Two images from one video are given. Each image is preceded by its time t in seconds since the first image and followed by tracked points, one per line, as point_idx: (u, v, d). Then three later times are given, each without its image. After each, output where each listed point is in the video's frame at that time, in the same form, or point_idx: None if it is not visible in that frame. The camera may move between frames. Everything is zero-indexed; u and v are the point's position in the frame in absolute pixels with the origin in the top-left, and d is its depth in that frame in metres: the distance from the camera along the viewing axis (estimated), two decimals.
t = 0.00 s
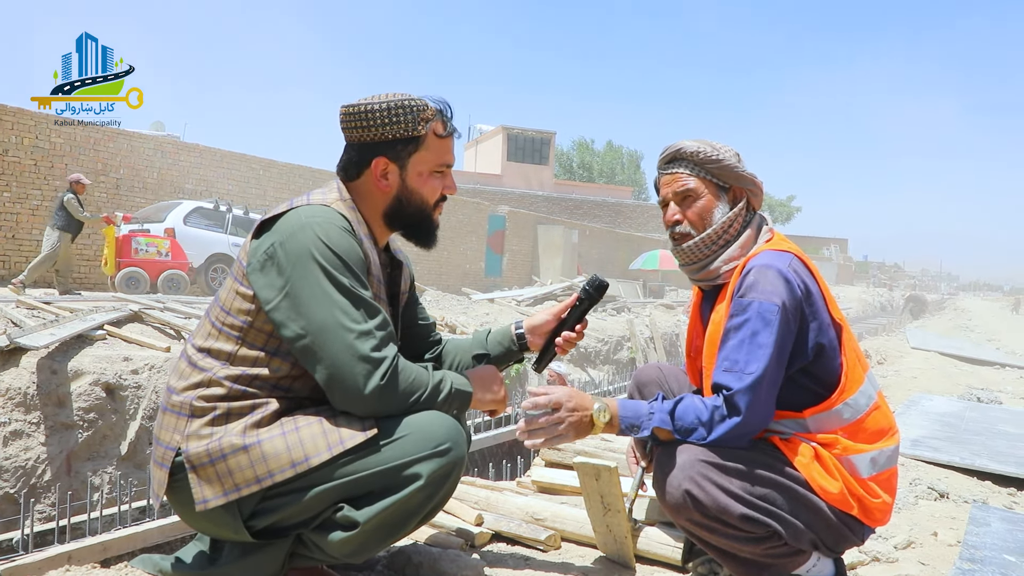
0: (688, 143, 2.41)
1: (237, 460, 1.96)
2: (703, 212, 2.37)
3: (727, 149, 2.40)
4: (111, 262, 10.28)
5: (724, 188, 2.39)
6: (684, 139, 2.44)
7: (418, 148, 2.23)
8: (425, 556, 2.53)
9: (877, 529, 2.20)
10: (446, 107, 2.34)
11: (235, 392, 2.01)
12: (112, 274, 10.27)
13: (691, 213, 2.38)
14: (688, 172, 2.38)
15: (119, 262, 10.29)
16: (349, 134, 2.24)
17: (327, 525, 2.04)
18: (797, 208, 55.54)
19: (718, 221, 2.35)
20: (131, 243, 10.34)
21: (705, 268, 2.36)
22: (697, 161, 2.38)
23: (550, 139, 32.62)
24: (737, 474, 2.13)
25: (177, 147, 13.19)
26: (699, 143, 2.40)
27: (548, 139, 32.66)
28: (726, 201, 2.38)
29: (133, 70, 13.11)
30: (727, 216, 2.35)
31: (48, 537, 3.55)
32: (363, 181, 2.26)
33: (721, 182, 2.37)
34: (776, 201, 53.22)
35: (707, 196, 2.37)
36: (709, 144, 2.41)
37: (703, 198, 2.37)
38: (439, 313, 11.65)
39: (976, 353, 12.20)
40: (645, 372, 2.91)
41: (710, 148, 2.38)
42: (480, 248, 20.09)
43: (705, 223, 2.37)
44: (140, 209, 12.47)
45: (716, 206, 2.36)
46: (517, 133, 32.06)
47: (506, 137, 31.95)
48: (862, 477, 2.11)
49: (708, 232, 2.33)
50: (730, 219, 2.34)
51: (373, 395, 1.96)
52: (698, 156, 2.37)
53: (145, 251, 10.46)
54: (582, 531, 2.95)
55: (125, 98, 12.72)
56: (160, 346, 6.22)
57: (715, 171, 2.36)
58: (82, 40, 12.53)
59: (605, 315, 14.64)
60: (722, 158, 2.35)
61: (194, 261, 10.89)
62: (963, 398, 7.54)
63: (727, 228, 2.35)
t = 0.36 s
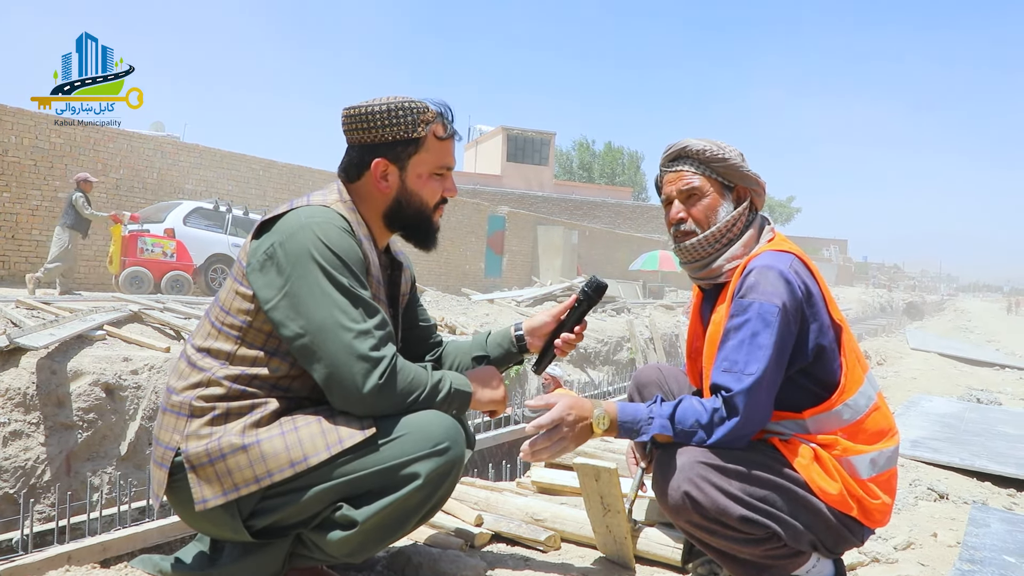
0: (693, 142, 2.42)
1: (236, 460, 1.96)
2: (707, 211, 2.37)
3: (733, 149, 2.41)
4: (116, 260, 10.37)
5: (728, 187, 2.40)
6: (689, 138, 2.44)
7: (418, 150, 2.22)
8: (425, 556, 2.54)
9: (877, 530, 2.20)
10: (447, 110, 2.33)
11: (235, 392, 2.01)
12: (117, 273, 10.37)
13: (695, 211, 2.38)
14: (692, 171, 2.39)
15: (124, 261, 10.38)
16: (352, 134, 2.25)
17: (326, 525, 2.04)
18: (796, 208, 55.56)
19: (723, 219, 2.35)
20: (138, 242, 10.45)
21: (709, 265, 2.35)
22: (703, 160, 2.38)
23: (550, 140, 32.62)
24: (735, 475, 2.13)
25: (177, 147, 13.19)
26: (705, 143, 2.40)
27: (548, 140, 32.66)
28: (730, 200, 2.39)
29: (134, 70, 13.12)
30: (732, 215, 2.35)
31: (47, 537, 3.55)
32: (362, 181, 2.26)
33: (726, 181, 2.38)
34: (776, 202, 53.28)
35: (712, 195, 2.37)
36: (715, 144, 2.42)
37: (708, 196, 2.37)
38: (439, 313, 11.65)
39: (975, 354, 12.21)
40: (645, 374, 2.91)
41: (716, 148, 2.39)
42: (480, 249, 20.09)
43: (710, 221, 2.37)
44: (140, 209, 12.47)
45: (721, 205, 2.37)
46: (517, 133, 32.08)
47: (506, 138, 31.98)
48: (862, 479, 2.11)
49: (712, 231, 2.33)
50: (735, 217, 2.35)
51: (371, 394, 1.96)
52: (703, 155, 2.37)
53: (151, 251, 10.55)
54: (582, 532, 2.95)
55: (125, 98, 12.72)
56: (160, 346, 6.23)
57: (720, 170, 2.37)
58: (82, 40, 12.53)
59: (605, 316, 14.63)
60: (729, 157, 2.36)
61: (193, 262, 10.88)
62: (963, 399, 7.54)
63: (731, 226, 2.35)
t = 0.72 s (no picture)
0: (687, 146, 2.39)
1: (236, 460, 1.96)
2: (698, 217, 2.36)
3: (727, 152, 2.36)
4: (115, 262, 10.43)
5: (720, 194, 2.35)
6: (685, 140, 2.41)
7: (414, 152, 2.22)
8: (425, 557, 2.55)
9: (877, 530, 2.20)
10: (443, 110, 2.32)
11: (235, 392, 2.01)
12: (115, 274, 10.44)
13: (686, 217, 2.37)
14: (685, 175, 2.36)
15: (123, 262, 10.42)
16: (349, 137, 2.25)
17: (326, 524, 2.04)
18: (797, 209, 55.43)
19: (711, 226, 2.34)
20: (134, 243, 10.47)
21: (698, 271, 2.38)
22: (694, 165, 2.34)
23: (550, 140, 32.61)
24: (736, 475, 2.13)
25: (176, 147, 13.19)
26: (698, 147, 2.36)
27: (548, 140, 32.66)
28: (721, 208, 2.34)
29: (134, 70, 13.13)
30: (720, 223, 2.33)
31: (47, 538, 3.54)
32: (359, 184, 2.27)
33: (717, 188, 2.33)
34: (776, 203, 53.33)
35: (702, 201, 2.35)
36: (710, 147, 2.37)
37: (698, 202, 2.35)
38: (439, 314, 11.65)
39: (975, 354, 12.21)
40: (645, 374, 2.91)
41: (709, 152, 2.35)
42: (480, 250, 20.09)
43: (698, 228, 2.36)
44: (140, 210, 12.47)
45: (710, 212, 2.34)
46: (517, 134, 32.08)
47: (506, 138, 32.01)
48: (861, 479, 2.11)
49: (699, 238, 2.33)
50: (723, 225, 2.33)
51: (371, 393, 1.96)
52: (695, 160, 2.33)
53: (148, 252, 10.55)
54: (582, 532, 2.95)
55: (125, 99, 12.71)
56: (160, 347, 6.23)
57: (711, 178, 2.33)
58: (82, 40, 12.53)
59: (605, 316, 14.63)
60: (718, 164, 2.31)
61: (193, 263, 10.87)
62: (963, 399, 7.54)
63: (720, 234, 2.34)
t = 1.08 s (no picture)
0: (687, 148, 2.37)
1: (236, 460, 1.96)
2: (694, 220, 2.36)
3: (729, 157, 2.34)
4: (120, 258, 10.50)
5: (717, 199, 2.34)
6: (686, 141, 2.40)
7: (412, 154, 2.22)
8: (425, 558, 2.55)
9: (876, 531, 2.20)
10: (440, 110, 2.32)
11: (234, 392, 2.01)
12: (118, 270, 10.47)
13: (682, 219, 2.38)
14: (684, 177, 2.36)
15: (127, 259, 10.48)
16: (347, 138, 2.26)
17: (326, 524, 2.04)
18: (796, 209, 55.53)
19: (706, 230, 2.34)
20: (141, 241, 10.56)
21: (692, 274, 2.39)
22: (693, 168, 2.33)
23: (550, 141, 32.61)
24: (735, 475, 2.13)
25: (176, 148, 13.20)
26: (698, 149, 2.35)
27: (548, 141, 32.66)
28: (717, 212, 2.34)
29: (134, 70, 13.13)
30: (716, 228, 2.32)
31: (47, 539, 3.54)
32: (356, 186, 2.27)
33: (714, 194, 2.33)
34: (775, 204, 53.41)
35: (699, 204, 2.34)
36: (711, 149, 2.35)
37: (695, 205, 2.34)
38: (438, 314, 11.64)
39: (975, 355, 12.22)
40: (645, 374, 2.91)
41: (709, 156, 2.33)
42: (479, 250, 20.09)
43: (693, 231, 2.36)
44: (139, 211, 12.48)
45: (706, 216, 2.34)
46: (517, 135, 32.10)
47: (506, 139, 32.02)
48: (860, 480, 2.11)
49: (693, 241, 2.34)
50: (718, 230, 2.32)
51: (370, 393, 1.96)
52: (694, 163, 2.32)
53: (154, 251, 10.60)
54: (582, 532, 2.95)
55: (125, 99, 12.72)
56: (160, 348, 6.23)
57: (709, 181, 2.32)
58: (82, 40, 12.54)
59: (605, 317, 14.63)
60: (718, 169, 2.29)
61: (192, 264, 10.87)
62: (962, 400, 7.54)
63: (715, 239, 2.34)
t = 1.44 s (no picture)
0: (694, 147, 2.37)
1: (237, 460, 1.96)
2: (697, 218, 2.36)
3: (735, 157, 2.34)
4: (129, 258, 10.29)
5: (721, 198, 2.34)
6: (694, 139, 2.40)
7: (413, 156, 2.22)
8: (425, 558, 2.55)
9: (876, 532, 2.20)
10: (442, 114, 2.32)
11: (234, 392, 2.01)
12: (128, 270, 10.24)
13: (686, 217, 2.38)
14: (689, 174, 2.36)
15: (138, 259, 10.30)
16: (350, 137, 2.26)
17: (326, 524, 2.04)
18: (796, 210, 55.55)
19: (709, 230, 2.34)
20: (153, 242, 10.42)
21: (693, 272, 2.40)
22: (701, 166, 2.33)
23: (550, 142, 32.61)
24: (735, 475, 2.13)
25: (176, 149, 13.21)
26: (704, 149, 2.35)
27: (548, 141, 32.67)
28: (721, 212, 2.34)
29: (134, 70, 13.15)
30: (719, 227, 2.33)
31: (47, 540, 3.54)
32: (356, 187, 2.28)
33: (719, 193, 2.33)
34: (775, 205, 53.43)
35: (703, 203, 2.34)
36: (717, 149, 2.35)
37: (699, 204, 2.35)
38: (438, 315, 11.65)
39: (975, 355, 12.22)
40: (645, 376, 2.91)
41: (715, 155, 2.33)
42: (480, 251, 20.09)
43: (696, 229, 2.37)
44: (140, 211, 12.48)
45: (709, 215, 2.34)
46: (517, 135, 32.11)
47: (505, 140, 32.05)
48: (860, 481, 2.11)
49: (695, 239, 2.34)
50: (721, 229, 2.32)
51: (368, 394, 1.97)
52: (701, 161, 2.33)
53: (166, 253, 10.49)
54: (582, 533, 2.95)
55: (126, 98, 12.73)
56: (160, 348, 6.23)
57: (713, 180, 2.32)
58: (82, 40, 12.55)
59: (605, 318, 14.64)
60: (724, 168, 2.29)
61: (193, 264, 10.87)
62: (962, 401, 7.54)
63: (717, 238, 2.34)
